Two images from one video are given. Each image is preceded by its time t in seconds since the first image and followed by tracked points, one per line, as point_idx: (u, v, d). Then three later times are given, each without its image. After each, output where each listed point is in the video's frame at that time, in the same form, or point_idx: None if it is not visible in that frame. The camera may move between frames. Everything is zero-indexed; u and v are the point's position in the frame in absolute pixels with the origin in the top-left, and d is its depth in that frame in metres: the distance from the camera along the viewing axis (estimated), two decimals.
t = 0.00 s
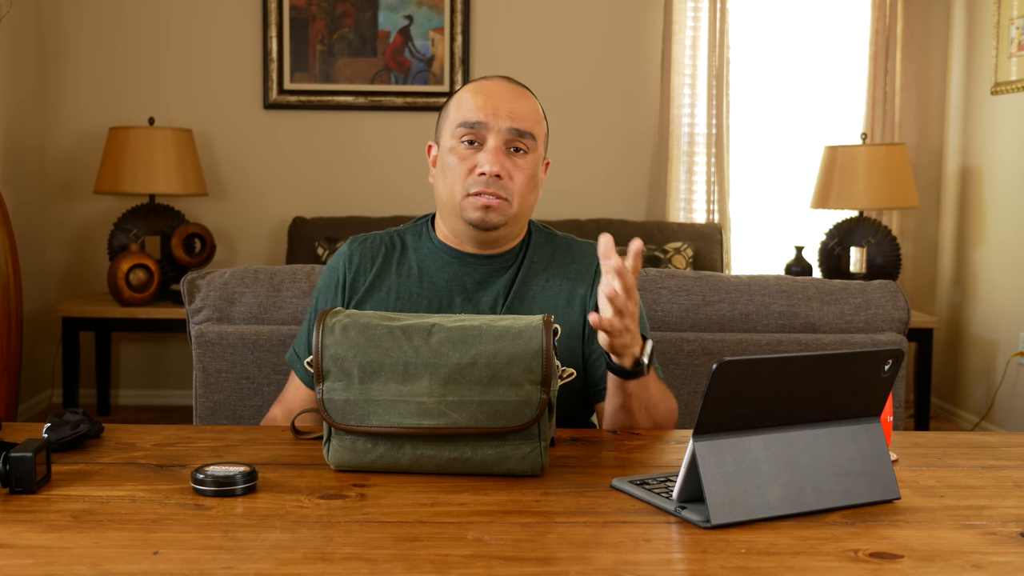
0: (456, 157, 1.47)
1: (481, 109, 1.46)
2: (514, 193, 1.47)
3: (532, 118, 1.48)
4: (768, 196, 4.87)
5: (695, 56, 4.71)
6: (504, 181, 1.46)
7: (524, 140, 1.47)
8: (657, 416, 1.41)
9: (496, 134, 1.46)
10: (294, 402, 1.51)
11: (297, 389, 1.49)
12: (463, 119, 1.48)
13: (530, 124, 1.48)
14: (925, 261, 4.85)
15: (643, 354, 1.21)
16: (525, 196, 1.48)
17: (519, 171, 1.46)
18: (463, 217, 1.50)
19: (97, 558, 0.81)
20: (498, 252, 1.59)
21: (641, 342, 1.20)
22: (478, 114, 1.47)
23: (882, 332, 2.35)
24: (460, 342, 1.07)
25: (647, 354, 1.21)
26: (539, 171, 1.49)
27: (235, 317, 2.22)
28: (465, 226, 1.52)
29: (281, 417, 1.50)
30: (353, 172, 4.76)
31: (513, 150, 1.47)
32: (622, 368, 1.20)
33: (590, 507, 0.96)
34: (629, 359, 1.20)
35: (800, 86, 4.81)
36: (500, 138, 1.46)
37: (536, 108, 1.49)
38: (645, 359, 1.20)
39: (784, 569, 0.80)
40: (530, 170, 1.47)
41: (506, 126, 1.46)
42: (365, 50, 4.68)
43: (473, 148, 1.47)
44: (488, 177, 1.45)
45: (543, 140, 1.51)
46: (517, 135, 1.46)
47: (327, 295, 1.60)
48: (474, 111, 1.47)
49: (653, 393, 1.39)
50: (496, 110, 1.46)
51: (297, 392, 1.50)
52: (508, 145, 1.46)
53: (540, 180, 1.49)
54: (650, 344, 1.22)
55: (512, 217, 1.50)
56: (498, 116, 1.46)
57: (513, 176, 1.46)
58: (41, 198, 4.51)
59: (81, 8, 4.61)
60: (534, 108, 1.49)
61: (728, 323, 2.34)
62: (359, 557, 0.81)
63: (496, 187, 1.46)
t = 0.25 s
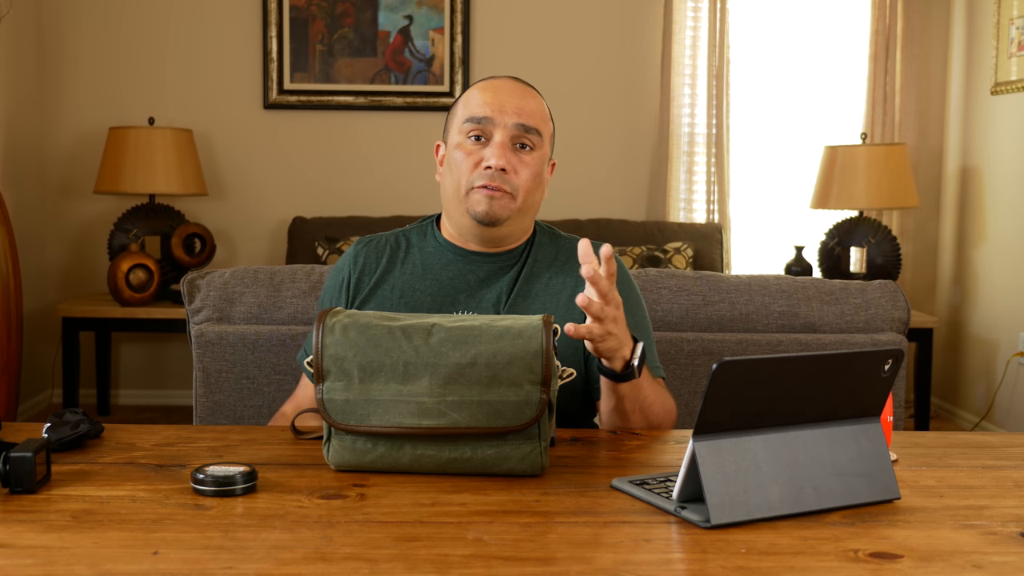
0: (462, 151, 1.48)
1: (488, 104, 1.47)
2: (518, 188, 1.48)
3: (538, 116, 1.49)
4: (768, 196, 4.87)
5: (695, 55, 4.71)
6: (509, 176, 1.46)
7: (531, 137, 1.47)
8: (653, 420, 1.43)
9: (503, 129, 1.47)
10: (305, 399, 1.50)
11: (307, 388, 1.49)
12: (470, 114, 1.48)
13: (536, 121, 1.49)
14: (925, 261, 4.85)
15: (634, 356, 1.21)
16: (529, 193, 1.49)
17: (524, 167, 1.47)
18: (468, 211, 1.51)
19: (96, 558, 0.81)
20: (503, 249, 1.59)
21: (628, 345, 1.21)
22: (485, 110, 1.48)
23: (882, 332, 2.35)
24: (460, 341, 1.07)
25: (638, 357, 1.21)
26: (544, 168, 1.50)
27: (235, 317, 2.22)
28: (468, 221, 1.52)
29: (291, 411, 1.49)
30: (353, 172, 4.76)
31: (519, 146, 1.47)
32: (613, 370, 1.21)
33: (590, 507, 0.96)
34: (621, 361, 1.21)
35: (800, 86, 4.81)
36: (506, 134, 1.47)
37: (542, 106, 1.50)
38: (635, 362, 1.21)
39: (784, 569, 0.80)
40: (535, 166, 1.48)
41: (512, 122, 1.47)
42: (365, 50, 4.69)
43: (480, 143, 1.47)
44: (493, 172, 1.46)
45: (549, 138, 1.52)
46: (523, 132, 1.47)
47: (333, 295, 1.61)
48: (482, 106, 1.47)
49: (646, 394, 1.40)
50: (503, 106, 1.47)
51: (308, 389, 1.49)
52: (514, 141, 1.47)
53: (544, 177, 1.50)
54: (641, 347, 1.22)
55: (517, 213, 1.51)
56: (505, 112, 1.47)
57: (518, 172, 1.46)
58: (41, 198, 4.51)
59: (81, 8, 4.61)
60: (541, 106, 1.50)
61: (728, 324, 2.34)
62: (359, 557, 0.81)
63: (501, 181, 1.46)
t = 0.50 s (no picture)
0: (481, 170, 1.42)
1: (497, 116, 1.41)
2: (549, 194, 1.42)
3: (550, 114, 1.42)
4: (768, 197, 4.87)
5: (695, 55, 4.71)
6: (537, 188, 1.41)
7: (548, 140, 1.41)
8: (655, 397, 1.37)
9: (518, 139, 1.40)
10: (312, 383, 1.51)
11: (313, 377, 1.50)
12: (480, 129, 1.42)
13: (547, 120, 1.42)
14: (924, 261, 4.85)
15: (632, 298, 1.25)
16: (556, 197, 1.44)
17: (543, 171, 1.38)
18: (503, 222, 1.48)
19: (97, 558, 0.81)
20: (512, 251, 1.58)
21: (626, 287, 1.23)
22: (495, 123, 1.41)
23: (882, 332, 2.35)
24: (460, 341, 1.07)
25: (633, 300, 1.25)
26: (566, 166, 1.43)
27: (235, 317, 2.22)
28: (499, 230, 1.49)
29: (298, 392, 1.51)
30: (353, 171, 4.76)
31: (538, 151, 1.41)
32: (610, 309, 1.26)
33: (590, 507, 0.96)
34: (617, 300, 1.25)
35: (800, 86, 4.81)
36: (522, 142, 1.40)
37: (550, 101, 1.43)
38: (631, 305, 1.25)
39: (784, 569, 0.80)
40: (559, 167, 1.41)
41: (525, 127, 1.40)
42: (365, 50, 4.69)
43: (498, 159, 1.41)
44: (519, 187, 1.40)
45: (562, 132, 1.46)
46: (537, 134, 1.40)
47: (344, 287, 1.66)
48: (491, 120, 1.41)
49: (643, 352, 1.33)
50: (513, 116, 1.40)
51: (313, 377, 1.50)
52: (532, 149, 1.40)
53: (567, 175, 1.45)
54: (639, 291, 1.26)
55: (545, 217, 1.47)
56: (515, 119, 1.40)
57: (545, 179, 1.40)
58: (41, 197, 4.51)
59: (81, 8, 4.61)
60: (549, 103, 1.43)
61: (728, 324, 2.34)
62: (359, 557, 0.81)
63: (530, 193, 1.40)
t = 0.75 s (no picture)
0: (460, 171, 1.45)
1: (474, 118, 1.45)
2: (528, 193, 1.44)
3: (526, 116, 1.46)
4: (768, 197, 4.87)
5: (695, 55, 4.71)
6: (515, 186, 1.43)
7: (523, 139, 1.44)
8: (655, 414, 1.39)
9: (495, 140, 1.44)
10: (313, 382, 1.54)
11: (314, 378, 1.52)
12: (458, 133, 1.46)
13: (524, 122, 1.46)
14: (924, 261, 4.85)
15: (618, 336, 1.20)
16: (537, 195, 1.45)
17: (526, 170, 1.42)
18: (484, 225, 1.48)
19: (97, 558, 0.81)
20: (503, 251, 1.59)
21: (613, 324, 1.18)
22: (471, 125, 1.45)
23: (883, 332, 2.35)
24: (460, 342, 1.07)
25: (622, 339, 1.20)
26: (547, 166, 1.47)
27: (235, 317, 2.22)
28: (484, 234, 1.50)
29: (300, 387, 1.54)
30: (353, 171, 4.76)
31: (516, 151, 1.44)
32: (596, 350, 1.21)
33: (591, 507, 0.96)
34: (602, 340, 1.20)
35: (800, 86, 4.81)
36: (500, 142, 1.44)
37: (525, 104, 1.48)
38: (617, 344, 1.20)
39: (784, 569, 0.80)
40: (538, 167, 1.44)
41: (502, 129, 1.44)
42: (365, 50, 4.69)
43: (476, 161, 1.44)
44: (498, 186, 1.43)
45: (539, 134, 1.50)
46: (515, 135, 1.44)
47: (342, 289, 1.66)
48: (466, 122, 1.45)
49: (636, 377, 1.33)
50: (488, 116, 1.44)
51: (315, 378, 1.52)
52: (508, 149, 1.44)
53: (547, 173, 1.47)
54: (627, 325, 1.20)
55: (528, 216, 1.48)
56: (492, 120, 1.45)
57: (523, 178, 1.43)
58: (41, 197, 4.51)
59: (81, 8, 4.61)
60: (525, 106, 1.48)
61: (728, 323, 2.34)
62: (359, 557, 0.81)
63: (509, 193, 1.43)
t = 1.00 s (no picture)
0: (444, 158, 1.50)
1: (464, 108, 1.50)
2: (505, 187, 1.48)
3: (515, 113, 1.51)
4: (768, 197, 4.87)
5: (695, 55, 4.71)
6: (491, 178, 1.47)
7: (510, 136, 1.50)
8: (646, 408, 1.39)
9: (481, 132, 1.49)
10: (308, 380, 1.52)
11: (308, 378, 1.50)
12: (448, 120, 1.51)
13: (513, 119, 1.50)
14: (924, 261, 4.85)
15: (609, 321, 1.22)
16: (514, 190, 1.49)
17: (507, 166, 1.48)
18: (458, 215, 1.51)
19: (97, 558, 0.81)
20: (496, 248, 1.60)
21: (607, 306, 1.20)
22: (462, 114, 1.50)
23: (883, 332, 2.35)
24: (460, 342, 1.07)
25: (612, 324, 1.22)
26: (529, 164, 1.51)
27: (235, 317, 2.22)
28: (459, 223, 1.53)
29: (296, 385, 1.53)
30: (353, 171, 4.76)
31: (499, 146, 1.50)
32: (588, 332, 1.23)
33: (591, 507, 0.96)
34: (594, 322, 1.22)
35: (800, 86, 4.81)
36: (485, 135, 1.49)
37: (520, 103, 1.52)
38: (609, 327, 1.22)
39: (784, 569, 0.80)
40: (518, 163, 1.49)
41: (489, 122, 1.50)
42: (365, 50, 4.69)
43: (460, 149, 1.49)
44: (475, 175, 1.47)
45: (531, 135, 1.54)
46: (501, 130, 1.50)
47: (338, 289, 1.66)
48: (458, 111, 1.50)
49: (630, 367, 1.32)
50: (479, 108, 1.50)
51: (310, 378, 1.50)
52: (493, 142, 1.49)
53: (529, 174, 1.51)
54: (620, 311, 1.23)
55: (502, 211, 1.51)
56: (481, 112, 1.50)
57: (501, 171, 1.48)
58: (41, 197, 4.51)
59: (81, 8, 4.61)
60: (519, 104, 1.52)
61: (728, 323, 2.34)
62: (359, 557, 0.81)
63: (485, 183, 1.47)
